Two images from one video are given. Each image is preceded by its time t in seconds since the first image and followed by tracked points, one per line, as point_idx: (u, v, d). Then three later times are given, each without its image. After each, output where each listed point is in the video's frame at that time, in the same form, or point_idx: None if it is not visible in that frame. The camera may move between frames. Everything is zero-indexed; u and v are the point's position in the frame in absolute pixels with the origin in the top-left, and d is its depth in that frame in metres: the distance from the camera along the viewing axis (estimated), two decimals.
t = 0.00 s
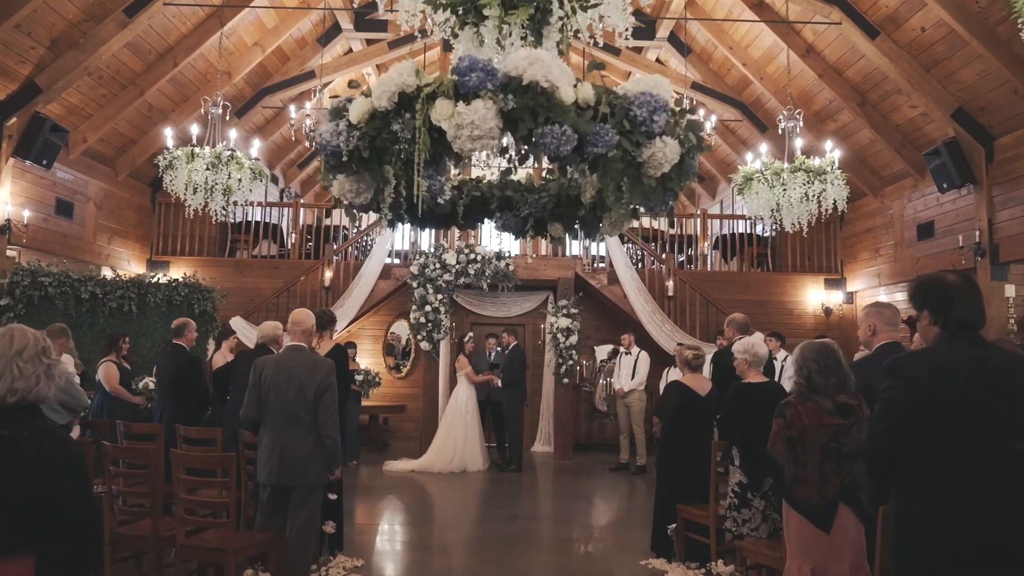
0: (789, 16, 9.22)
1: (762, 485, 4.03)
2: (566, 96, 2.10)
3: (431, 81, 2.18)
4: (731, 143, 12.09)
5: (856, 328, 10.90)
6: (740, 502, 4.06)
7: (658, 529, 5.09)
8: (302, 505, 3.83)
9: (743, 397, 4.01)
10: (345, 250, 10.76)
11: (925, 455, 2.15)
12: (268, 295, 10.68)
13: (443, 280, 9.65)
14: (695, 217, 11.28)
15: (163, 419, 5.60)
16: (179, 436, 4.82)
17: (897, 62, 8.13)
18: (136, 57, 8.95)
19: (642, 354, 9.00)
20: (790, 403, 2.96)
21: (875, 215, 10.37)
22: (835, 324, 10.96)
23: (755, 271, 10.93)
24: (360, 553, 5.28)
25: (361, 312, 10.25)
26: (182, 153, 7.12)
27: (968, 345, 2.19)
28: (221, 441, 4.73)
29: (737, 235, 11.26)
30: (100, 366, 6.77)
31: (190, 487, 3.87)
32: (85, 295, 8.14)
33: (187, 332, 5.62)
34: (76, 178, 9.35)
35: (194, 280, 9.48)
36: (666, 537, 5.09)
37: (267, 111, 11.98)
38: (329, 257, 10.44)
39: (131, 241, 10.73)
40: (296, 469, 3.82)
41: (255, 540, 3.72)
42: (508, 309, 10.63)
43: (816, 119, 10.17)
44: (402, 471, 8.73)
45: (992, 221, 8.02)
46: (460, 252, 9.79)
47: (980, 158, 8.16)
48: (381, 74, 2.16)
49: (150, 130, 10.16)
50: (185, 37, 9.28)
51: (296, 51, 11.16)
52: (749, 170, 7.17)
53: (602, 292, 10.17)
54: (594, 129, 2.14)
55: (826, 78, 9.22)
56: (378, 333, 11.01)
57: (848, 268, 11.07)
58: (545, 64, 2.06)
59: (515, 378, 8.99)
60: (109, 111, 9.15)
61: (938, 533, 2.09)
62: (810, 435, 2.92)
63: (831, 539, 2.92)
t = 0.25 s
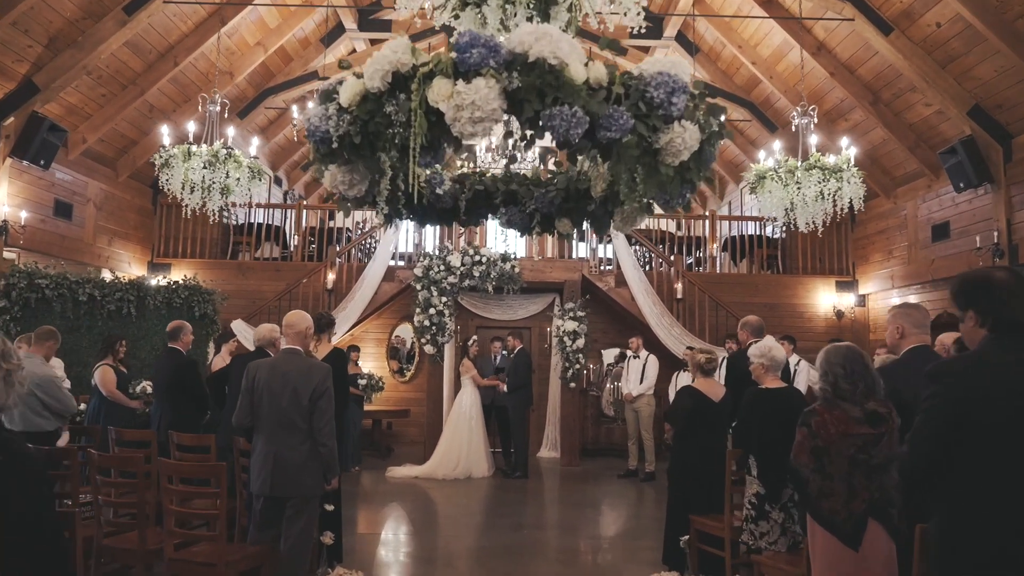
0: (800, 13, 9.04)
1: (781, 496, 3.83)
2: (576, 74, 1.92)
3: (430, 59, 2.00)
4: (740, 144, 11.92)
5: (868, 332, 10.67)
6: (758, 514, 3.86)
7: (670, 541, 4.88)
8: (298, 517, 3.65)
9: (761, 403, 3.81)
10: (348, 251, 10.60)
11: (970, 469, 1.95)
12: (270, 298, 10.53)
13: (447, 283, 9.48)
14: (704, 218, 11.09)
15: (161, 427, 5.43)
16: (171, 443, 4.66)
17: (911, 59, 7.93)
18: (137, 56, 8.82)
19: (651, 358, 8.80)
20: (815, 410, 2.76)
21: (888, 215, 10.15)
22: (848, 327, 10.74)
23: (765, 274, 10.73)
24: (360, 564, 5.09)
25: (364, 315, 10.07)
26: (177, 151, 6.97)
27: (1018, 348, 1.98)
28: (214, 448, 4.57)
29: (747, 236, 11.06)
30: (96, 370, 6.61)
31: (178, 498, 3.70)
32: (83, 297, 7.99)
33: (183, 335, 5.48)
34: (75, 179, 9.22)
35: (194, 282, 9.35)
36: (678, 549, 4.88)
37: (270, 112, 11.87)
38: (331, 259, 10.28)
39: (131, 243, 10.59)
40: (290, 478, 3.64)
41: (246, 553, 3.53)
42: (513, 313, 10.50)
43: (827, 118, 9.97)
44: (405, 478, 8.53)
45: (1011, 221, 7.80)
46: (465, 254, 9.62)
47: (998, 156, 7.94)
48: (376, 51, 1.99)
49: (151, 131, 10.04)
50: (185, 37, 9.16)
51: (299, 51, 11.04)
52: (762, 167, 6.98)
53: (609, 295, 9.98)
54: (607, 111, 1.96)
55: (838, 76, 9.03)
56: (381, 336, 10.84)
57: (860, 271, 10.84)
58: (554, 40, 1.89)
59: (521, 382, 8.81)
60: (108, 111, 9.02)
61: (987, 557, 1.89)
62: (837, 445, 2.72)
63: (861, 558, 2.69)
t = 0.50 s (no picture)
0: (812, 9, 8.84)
1: (806, 508, 3.67)
2: (591, 46, 1.75)
3: (429, 32, 1.82)
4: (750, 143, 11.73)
5: (883, 334, 10.46)
6: (781, 527, 3.71)
7: (684, 552, 4.69)
8: (294, 528, 3.50)
9: (781, 407, 3.65)
10: (352, 252, 10.43)
11: None
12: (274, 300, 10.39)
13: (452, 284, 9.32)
14: (715, 218, 10.88)
15: (160, 433, 5.26)
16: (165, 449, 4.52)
17: (928, 54, 7.73)
18: (138, 54, 8.69)
19: (662, 361, 8.62)
20: (847, 418, 2.58)
21: (903, 215, 9.94)
22: (862, 329, 10.52)
23: (777, 275, 10.52)
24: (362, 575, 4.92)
25: (368, 317, 9.90)
26: (174, 147, 6.81)
27: None
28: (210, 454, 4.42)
29: (758, 237, 10.85)
30: (93, 373, 6.46)
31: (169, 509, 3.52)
32: (82, 298, 7.85)
33: (181, 337, 5.34)
34: (76, 179, 9.09)
35: (197, 284, 9.24)
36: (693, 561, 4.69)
37: (274, 112, 11.75)
38: (335, 260, 10.12)
39: (133, 244, 10.46)
40: (287, 486, 3.49)
41: (240, 566, 3.38)
42: (520, 315, 10.33)
43: (840, 116, 9.77)
44: (410, 484, 8.36)
45: None
46: (471, 255, 9.44)
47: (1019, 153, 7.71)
48: (369, 23, 1.81)
49: (153, 131, 9.91)
50: (187, 35, 9.04)
51: (303, 50, 10.91)
52: (776, 164, 6.77)
53: (618, 296, 9.79)
54: (626, 88, 1.78)
55: (852, 73, 8.83)
56: (386, 338, 10.68)
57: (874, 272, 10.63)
58: (566, 8, 1.71)
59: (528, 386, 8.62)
60: (109, 110, 8.89)
61: None
62: (872, 456, 2.54)
63: None
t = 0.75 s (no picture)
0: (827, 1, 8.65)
1: (832, 517, 3.47)
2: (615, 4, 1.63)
3: None
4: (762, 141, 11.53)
5: (899, 335, 10.22)
6: (806, 537, 3.52)
7: (702, 562, 4.48)
8: (290, 539, 3.31)
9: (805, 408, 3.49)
10: (357, 252, 10.26)
11: None
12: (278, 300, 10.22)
13: (459, 284, 9.15)
14: (726, 217, 10.67)
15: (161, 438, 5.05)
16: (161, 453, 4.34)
17: (947, 45, 7.51)
18: (139, 51, 8.55)
19: (673, 363, 8.42)
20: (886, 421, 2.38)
21: (920, 213, 9.72)
22: (877, 330, 10.29)
23: (790, 275, 10.31)
24: None
25: (373, 318, 9.72)
26: (173, 142, 6.66)
27: None
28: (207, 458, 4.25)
29: (771, 237, 10.63)
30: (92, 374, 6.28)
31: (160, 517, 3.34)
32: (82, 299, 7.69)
33: (181, 337, 5.10)
34: (77, 178, 8.95)
35: (199, 284, 9.10)
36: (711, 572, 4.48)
37: (279, 111, 11.61)
38: (339, 260, 9.94)
39: (136, 244, 10.32)
40: (283, 493, 3.33)
41: None
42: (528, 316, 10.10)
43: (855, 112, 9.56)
44: (416, 488, 8.17)
45: None
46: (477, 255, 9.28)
47: None
48: None
49: (155, 129, 9.77)
50: (190, 31, 8.90)
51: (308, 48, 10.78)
52: (794, 158, 6.68)
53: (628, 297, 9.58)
54: (655, 50, 1.63)
55: (868, 67, 8.63)
56: (392, 340, 10.50)
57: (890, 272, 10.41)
58: None
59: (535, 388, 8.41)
60: (110, 108, 8.75)
61: None
62: (913, 463, 2.33)
63: None
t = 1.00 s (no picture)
0: None
1: (860, 528, 3.23)
2: None
3: None
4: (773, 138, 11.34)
5: (914, 335, 9.99)
6: (833, 549, 3.29)
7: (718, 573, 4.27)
8: (285, 549, 3.12)
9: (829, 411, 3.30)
10: (360, 251, 10.07)
11: None
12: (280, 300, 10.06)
13: (464, 284, 8.96)
14: (737, 215, 10.46)
15: (154, 442, 4.87)
16: (154, 458, 4.16)
17: (967, 37, 7.31)
18: (138, 46, 8.37)
19: (683, 364, 8.21)
20: (930, 429, 2.15)
21: (936, 211, 9.50)
22: (892, 330, 10.05)
23: (802, 274, 10.09)
24: None
25: (377, 317, 9.53)
26: (168, 136, 6.48)
27: None
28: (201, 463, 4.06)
29: (783, 235, 10.41)
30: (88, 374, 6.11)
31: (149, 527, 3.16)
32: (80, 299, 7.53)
33: (177, 338, 4.85)
34: (76, 175, 8.79)
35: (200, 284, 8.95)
36: None
37: (282, 108, 11.46)
38: (342, 259, 9.76)
39: (137, 244, 10.16)
40: (278, 501, 3.14)
41: None
42: (535, 316, 9.92)
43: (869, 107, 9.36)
44: (419, 492, 7.96)
45: None
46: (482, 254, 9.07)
47: None
48: None
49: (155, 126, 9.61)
50: (191, 26, 8.75)
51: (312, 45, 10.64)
52: (812, 152, 6.49)
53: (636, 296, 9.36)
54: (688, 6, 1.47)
55: (883, 60, 8.42)
56: (396, 340, 10.32)
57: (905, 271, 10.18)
58: None
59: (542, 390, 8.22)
60: (109, 103, 8.58)
61: None
62: (960, 473, 2.07)
63: None
